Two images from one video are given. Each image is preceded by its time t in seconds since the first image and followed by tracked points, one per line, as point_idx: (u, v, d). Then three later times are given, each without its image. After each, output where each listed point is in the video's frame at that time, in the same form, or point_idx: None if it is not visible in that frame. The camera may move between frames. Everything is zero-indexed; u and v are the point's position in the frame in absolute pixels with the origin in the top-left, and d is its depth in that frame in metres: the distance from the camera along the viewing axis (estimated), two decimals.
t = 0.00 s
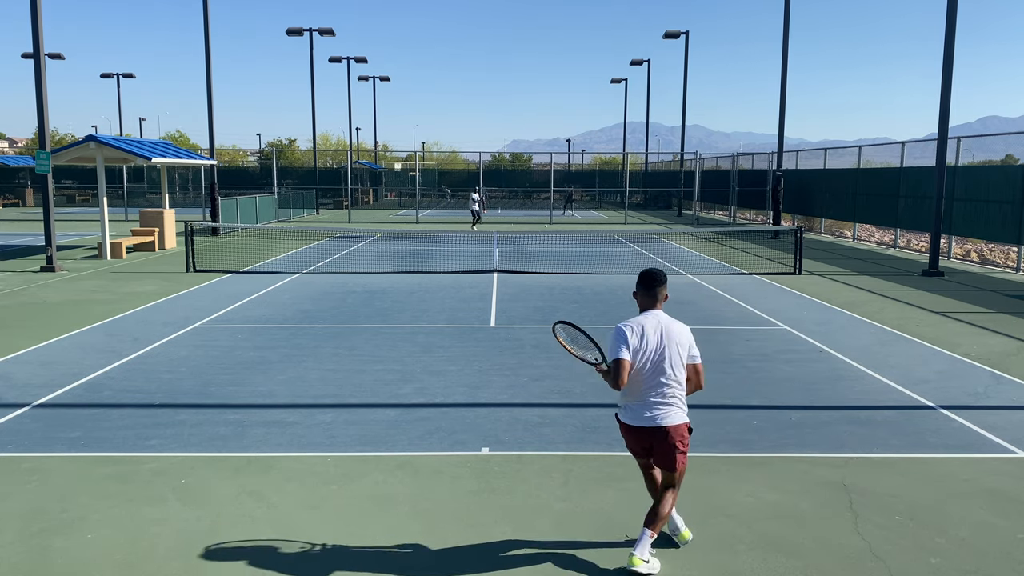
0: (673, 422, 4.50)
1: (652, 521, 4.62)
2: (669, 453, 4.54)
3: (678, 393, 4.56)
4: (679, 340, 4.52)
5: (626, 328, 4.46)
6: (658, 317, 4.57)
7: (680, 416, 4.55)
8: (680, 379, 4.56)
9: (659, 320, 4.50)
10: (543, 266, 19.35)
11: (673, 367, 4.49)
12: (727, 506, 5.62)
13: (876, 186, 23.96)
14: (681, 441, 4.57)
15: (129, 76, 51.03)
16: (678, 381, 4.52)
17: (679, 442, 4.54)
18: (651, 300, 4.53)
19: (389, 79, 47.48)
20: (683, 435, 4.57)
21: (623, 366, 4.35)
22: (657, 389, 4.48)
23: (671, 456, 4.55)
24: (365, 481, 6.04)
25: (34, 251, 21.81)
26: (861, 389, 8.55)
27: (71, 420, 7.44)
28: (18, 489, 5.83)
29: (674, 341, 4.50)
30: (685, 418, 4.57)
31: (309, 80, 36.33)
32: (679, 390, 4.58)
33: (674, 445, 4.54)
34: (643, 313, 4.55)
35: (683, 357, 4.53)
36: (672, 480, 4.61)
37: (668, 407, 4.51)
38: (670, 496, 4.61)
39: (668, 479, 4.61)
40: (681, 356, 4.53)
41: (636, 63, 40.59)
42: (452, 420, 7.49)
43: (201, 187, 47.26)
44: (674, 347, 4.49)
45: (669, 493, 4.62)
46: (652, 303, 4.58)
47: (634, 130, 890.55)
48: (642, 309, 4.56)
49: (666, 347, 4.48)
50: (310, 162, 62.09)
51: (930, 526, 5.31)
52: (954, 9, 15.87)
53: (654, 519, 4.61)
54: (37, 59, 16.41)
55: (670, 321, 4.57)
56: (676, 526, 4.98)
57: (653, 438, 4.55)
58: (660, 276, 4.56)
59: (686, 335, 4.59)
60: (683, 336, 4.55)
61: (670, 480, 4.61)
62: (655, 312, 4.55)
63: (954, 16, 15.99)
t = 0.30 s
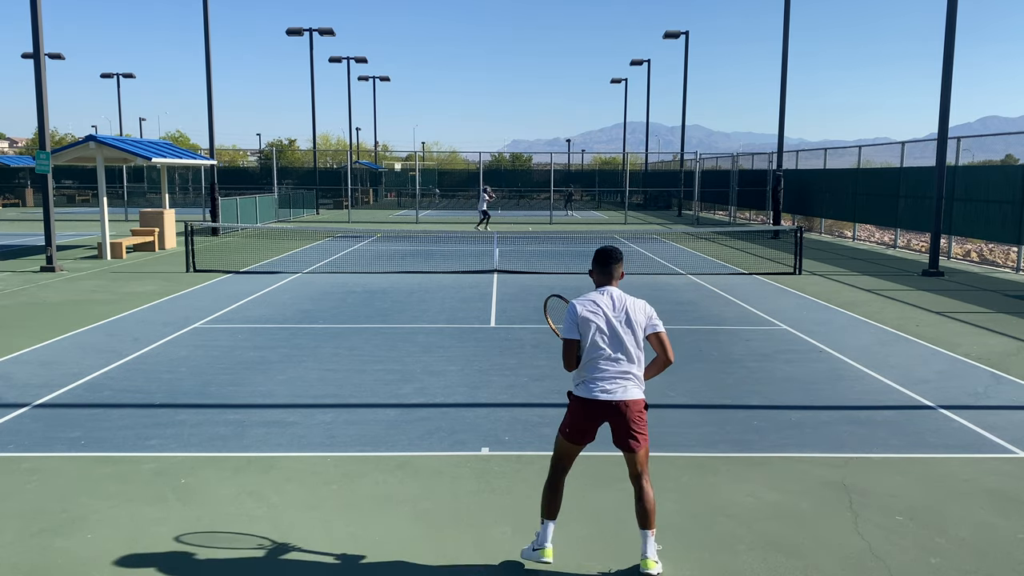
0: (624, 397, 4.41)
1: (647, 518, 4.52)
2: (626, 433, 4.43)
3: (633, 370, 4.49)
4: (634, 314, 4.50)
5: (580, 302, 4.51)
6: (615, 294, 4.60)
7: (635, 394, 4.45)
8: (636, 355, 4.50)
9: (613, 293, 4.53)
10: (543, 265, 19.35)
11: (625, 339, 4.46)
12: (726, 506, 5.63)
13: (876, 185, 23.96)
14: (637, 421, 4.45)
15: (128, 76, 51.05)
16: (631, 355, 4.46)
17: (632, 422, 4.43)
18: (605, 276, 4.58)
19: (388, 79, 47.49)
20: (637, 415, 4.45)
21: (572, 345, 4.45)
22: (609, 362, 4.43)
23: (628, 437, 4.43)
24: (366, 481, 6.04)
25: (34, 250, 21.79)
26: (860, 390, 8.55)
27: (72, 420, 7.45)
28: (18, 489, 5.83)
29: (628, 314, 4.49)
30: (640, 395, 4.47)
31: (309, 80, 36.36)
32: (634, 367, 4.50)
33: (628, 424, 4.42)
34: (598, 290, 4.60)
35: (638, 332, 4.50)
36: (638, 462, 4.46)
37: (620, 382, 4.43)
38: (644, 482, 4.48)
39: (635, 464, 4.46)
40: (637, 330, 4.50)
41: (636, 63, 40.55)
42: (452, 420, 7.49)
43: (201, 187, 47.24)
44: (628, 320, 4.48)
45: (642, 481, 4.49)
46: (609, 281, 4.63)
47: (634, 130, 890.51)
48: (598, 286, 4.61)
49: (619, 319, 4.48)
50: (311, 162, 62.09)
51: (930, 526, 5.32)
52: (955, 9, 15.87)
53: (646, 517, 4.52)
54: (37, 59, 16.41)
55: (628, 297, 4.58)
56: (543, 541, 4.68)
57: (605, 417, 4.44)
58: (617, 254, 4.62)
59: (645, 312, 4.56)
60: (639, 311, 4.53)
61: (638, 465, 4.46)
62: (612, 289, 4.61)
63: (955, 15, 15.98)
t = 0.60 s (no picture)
0: (567, 429, 4.29)
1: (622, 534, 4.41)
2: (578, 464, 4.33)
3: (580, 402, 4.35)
4: (580, 344, 4.32)
5: (525, 331, 4.37)
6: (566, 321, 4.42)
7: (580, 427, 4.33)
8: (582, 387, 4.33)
9: (559, 322, 4.35)
10: (543, 266, 19.35)
11: (570, 371, 4.30)
12: (727, 506, 5.63)
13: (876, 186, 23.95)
14: (588, 451, 4.34)
15: (128, 76, 51.09)
16: (576, 386, 4.31)
17: (580, 453, 4.32)
18: (554, 302, 4.40)
19: (388, 79, 47.54)
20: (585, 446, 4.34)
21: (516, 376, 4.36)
22: (551, 396, 4.29)
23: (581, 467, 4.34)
24: (366, 481, 6.04)
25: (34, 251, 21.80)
26: (861, 389, 8.55)
27: (72, 420, 7.44)
28: (18, 489, 5.83)
29: (573, 345, 4.32)
30: (586, 427, 4.34)
31: (309, 80, 36.40)
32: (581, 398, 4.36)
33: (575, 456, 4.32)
34: (546, 316, 4.42)
35: (583, 362, 4.32)
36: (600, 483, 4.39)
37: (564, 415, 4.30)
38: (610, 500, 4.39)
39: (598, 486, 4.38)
40: (583, 361, 4.32)
41: (636, 63, 40.61)
42: (452, 420, 7.49)
43: (201, 187, 47.24)
44: (573, 351, 4.31)
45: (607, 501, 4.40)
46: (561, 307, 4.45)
47: (634, 130, 890.56)
48: (547, 312, 4.44)
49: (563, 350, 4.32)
50: (311, 162, 62.09)
51: (930, 526, 5.31)
52: (954, 9, 15.87)
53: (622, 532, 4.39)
54: (37, 59, 16.42)
55: (576, 325, 4.39)
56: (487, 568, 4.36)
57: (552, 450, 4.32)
58: (568, 278, 4.42)
59: (595, 341, 4.37)
60: (587, 341, 4.34)
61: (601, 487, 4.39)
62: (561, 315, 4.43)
63: (954, 15, 15.99)
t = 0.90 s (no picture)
0: (544, 420, 4.24)
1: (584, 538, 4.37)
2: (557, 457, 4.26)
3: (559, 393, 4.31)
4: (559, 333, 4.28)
5: (506, 320, 4.37)
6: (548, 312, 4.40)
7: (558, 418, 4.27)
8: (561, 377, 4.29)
9: (540, 312, 4.33)
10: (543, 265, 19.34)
11: (549, 361, 4.26)
12: (726, 506, 5.63)
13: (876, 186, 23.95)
14: (566, 444, 4.28)
15: (128, 75, 51.08)
16: (554, 377, 4.27)
17: (558, 444, 4.26)
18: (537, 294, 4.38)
19: (388, 79, 47.53)
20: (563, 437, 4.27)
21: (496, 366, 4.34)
22: (528, 383, 4.25)
23: (559, 460, 4.27)
24: (366, 481, 6.04)
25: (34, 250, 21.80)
26: (860, 389, 8.55)
27: (72, 420, 7.44)
28: (18, 489, 5.83)
29: (553, 334, 4.27)
30: (564, 417, 4.30)
31: (309, 80, 36.40)
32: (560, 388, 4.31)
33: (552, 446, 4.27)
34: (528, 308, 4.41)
35: (562, 353, 4.27)
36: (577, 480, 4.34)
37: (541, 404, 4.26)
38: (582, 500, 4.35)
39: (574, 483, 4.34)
40: (562, 351, 4.27)
41: (636, 63, 40.60)
42: (452, 420, 7.49)
43: (201, 187, 47.25)
44: (552, 339, 4.26)
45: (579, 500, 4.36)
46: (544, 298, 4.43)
47: (634, 130, 890.58)
48: (529, 304, 4.43)
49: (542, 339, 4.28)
50: (311, 162, 62.10)
51: (930, 526, 5.31)
52: (954, 9, 15.87)
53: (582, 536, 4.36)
54: (37, 59, 16.41)
55: (558, 316, 4.36)
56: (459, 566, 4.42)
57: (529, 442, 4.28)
58: (551, 270, 4.39)
59: (576, 331, 4.32)
60: (568, 330, 4.29)
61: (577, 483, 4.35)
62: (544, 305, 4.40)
63: (954, 15, 15.98)
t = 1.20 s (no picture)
0: (485, 420, 4.26)
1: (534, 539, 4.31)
2: (496, 457, 4.26)
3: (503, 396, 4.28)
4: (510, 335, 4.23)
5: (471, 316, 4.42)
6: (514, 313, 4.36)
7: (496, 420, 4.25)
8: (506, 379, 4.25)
9: (497, 312, 4.30)
10: (543, 266, 19.35)
11: (494, 362, 4.23)
12: (726, 506, 5.63)
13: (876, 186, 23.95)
14: (505, 446, 4.25)
15: (128, 75, 51.13)
16: (499, 379, 4.25)
17: (495, 445, 4.25)
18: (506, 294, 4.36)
19: (388, 79, 47.58)
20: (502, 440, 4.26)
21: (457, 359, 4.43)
22: (475, 382, 4.28)
23: (498, 461, 4.26)
24: (365, 481, 6.04)
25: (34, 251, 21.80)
26: (860, 389, 8.55)
27: (72, 420, 7.45)
28: (18, 489, 5.83)
29: (504, 335, 4.23)
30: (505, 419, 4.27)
31: (309, 81, 36.40)
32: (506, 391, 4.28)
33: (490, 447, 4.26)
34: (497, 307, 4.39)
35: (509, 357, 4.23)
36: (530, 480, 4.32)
37: (481, 404, 4.27)
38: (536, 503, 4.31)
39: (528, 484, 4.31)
40: (510, 353, 4.22)
41: (636, 63, 40.76)
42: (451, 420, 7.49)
43: (201, 187, 47.24)
44: (501, 342, 4.23)
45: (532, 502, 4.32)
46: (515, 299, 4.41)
47: (634, 130, 890.57)
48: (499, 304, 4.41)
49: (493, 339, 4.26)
50: (311, 162, 62.11)
51: (930, 526, 5.31)
52: (954, 9, 15.87)
53: (531, 537, 4.30)
54: (37, 59, 16.42)
55: (516, 318, 4.29)
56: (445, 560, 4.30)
57: (471, 440, 4.31)
58: (519, 270, 4.36)
59: (530, 336, 4.22)
60: (520, 334, 4.21)
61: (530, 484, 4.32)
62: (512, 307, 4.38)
63: (954, 15, 15.99)
